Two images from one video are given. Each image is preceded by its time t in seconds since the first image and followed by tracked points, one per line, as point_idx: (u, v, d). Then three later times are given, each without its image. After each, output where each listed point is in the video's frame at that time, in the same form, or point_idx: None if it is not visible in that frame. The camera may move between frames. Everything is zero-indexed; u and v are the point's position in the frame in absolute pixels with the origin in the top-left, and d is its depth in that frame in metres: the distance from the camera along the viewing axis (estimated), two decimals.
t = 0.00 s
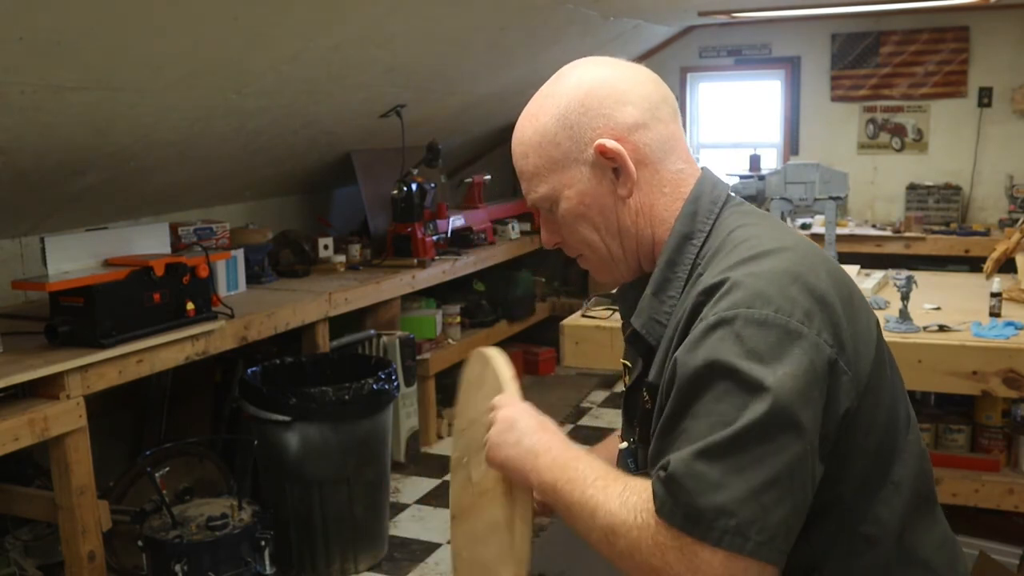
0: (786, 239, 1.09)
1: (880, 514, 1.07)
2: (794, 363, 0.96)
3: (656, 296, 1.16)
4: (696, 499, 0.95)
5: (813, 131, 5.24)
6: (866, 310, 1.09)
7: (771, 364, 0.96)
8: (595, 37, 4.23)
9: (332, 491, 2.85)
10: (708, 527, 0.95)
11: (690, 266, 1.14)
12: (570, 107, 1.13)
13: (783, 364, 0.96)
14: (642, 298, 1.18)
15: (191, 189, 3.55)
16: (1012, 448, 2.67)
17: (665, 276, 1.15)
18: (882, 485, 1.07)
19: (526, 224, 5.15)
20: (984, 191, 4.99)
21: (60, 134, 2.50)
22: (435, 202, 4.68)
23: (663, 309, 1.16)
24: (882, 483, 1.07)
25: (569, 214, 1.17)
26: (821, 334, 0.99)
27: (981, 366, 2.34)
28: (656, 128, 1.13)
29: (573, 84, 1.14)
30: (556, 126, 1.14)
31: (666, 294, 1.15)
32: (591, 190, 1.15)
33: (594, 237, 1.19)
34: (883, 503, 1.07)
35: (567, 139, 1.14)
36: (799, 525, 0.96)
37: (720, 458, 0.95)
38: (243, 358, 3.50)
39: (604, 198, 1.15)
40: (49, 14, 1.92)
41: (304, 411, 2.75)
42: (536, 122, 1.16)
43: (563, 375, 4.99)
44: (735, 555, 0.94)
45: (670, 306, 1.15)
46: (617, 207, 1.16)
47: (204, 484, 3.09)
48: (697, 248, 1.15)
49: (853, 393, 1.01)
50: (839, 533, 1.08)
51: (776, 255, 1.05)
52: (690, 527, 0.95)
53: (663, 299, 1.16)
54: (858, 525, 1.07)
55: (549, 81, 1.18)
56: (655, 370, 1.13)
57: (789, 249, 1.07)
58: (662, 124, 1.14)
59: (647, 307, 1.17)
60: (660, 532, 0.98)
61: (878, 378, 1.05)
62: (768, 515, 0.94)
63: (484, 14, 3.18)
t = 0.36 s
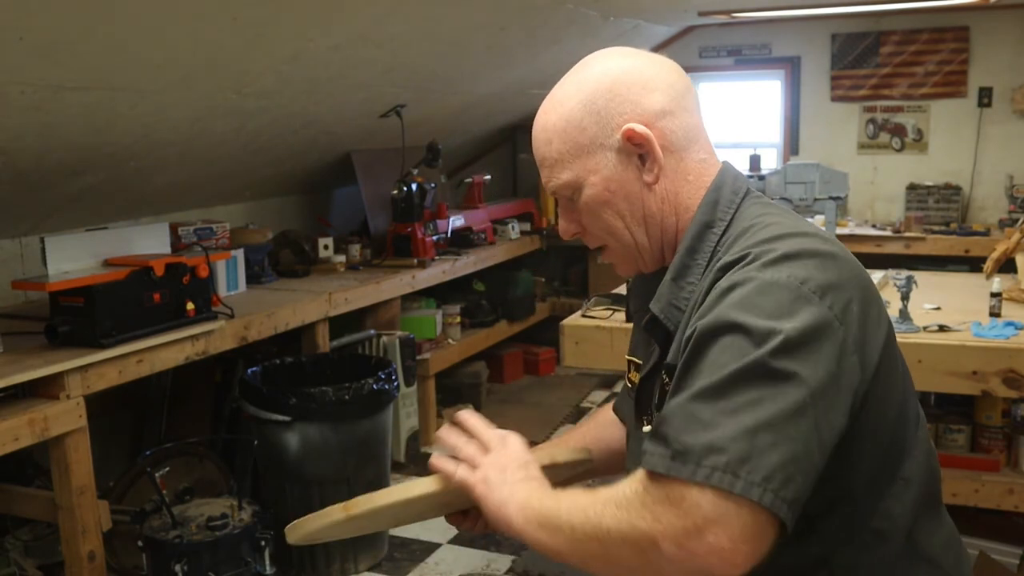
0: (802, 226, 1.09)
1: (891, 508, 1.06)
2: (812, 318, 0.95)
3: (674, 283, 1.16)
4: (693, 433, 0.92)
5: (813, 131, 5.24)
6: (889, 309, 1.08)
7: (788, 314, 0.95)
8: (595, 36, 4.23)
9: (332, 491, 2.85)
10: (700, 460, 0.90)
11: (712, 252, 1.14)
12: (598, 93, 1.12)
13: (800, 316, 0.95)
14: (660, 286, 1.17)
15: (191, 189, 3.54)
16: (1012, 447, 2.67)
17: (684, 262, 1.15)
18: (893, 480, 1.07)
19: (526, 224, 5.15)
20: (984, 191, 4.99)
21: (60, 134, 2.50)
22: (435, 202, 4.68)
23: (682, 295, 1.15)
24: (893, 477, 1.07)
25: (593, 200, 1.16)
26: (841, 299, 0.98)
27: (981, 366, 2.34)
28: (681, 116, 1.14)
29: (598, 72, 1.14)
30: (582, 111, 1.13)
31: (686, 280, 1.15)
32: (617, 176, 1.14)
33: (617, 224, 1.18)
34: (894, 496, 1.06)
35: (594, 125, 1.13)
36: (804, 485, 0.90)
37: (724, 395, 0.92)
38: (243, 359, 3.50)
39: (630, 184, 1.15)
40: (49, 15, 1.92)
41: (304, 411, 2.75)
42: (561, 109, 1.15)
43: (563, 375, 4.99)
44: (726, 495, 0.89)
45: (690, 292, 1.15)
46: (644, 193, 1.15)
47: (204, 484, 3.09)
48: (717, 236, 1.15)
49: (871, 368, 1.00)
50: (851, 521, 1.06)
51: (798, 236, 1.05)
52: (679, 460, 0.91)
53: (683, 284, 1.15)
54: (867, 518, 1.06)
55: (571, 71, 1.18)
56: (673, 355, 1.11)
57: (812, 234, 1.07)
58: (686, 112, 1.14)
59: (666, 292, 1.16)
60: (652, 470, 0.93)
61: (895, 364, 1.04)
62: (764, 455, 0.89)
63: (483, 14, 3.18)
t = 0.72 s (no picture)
0: (786, 249, 1.08)
1: (891, 522, 1.07)
2: (789, 387, 0.97)
3: (660, 304, 1.15)
4: (705, 537, 1.00)
5: (813, 131, 5.24)
6: (872, 316, 1.08)
7: (765, 388, 0.97)
8: (595, 37, 4.23)
9: (332, 491, 2.85)
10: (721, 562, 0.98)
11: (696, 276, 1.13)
12: (596, 100, 1.12)
13: (776, 388, 0.97)
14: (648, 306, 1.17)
15: (191, 189, 3.54)
16: (1012, 448, 2.67)
17: (671, 284, 1.15)
18: (893, 492, 1.08)
19: (526, 224, 5.15)
20: (984, 191, 4.99)
21: (60, 134, 2.50)
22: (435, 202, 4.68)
23: (668, 317, 1.15)
24: (893, 491, 1.08)
25: (586, 209, 1.16)
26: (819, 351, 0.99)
27: (981, 366, 2.34)
28: (678, 129, 1.14)
29: (596, 79, 1.14)
30: (580, 118, 1.12)
31: (672, 302, 1.14)
32: (611, 187, 1.14)
33: (608, 234, 1.18)
34: (894, 509, 1.08)
35: (590, 132, 1.12)
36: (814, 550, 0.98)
37: (724, 493, 0.98)
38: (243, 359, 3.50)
39: (624, 195, 1.15)
40: (49, 15, 1.92)
41: (304, 411, 2.75)
42: (555, 115, 1.14)
43: (563, 375, 4.99)
44: None
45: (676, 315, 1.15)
46: (636, 205, 1.15)
47: (204, 484, 3.09)
48: (704, 256, 1.14)
49: (859, 404, 1.01)
50: (855, 537, 1.08)
51: (775, 271, 1.05)
52: (702, 565, 1.00)
53: (668, 307, 1.15)
54: (868, 533, 1.08)
55: (568, 76, 1.17)
56: (660, 382, 1.13)
57: (789, 262, 1.06)
58: (684, 125, 1.15)
59: (653, 315, 1.16)
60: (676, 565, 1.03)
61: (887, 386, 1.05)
62: (776, 545, 0.96)
63: (483, 15, 3.18)
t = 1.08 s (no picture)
0: (769, 258, 1.09)
1: (886, 525, 1.07)
2: (763, 400, 0.98)
3: (645, 315, 1.16)
4: (681, 546, 1.02)
5: (813, 131, 5.24)
6: (858, 323, 1.07)
7: (739, 402, 0.98)
8: (595, 37, 4.23)
9: (332, 491, 2.85)
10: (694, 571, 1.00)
11: (680, 287, 1.14)
12: (579, 118, 1.12)
13: (750, 402, 0.98)
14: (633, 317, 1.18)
15: (191, 189, 3.54)
16: (1012, 447, 2.68)
17: (656, 294, 1.15)
18: (886, 496, 1.08)
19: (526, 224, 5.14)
20: (984, 191, 4.99)
21: (60, 134, 2.50)
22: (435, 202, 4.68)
23: (652, 327, 1.16)
24: (886, 492, 1.08)
25: (575, 227, 1.16)
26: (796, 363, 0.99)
27: (981, 366, 2.34)
28: (663, 143, 1.14)
29: (579, 96, 1.14)
30: (564, 136, 1.12)
31: (657, 313, 1.15)
32: (598, 204, 1.14)
33: (597, 250, 1.18)
34: (888, 514, 1.07)
35: (575, 150, 1.13)
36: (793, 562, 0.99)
37: (697, 505, 1.00)
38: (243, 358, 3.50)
39: (611, 211, 1.15)
40: (50, 15, 1.92)
41: (304, 411, 2.75)
42: (538, 135, 1.14)
43: (563, 375, 4.99)
44: None
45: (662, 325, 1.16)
46: (623, 222, 1.15)
47: (204, 484, 3.09)
48: (688, 266, 1.14)
49: (839, 413, 1.02)
50: (845, 541, 1.08)
51: (756, 283, 1.05)
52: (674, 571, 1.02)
53: (653, 318, 1.16)
54: (862, 537, 1.08)
55: (551, 94, 1.18)
56: (643, 393, 1.14)
57: (771, 272, 1.07)
58: (669, 138, 1.15)
59: (638, 327, 1.17)
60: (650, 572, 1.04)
61: (873, 394, 1.05)
62: (749, 555, 0.98)
63: (483, 15, 3.18)
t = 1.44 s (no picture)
0: (793, 241, 1.09)
1: (899, 512, 1.07)
2: (802, 373, 0.97)
3: (666, 300, 1.16)
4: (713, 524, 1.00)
5: (813, 131, 5.24)
6: (877, 310, 1.08)
7: (780, 375, 0.97)
8: (595, 36, 4.22)
9: (333, 491, 2.85)
10: (726, 547, 0.97)
11: (701, 269, 1.15)
12: (639, 75, 1.14)
13: (790, 376, 0.97)
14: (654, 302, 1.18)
15: (191, 189, 3.54)
16: (1012, 447, 2.67)
17: (676, 279, 1.16)
18: (899, 483, 1.07)
19: (526, 224, 5.14)
20: (984, 190, 4.99)
21: (60, 134, 2.50)
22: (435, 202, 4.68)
23: (673, 312, 1.16)
24: (900, 479, 1.07)
25: (636, 172, 1.11)
26: (832, 339, 0.98)
27: (980, 367, 2.34)
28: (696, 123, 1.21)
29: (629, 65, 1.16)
30: (631, 83, 1.12)
31: (678, 297, 1.16)
32: (658, 155, 1.13)
33: (648, 203, 1.13)
34: (901, 501, 1.07)
35: (641, 98, 1.12)
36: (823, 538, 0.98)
37: (734, 482, 0.98)
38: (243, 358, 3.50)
39: (667, 165, 1.14)
40: (50, 16, 1.92)
41: (305, 411, 2.75)
42: (600, 84, 1.12)
43: (563, 375, 4.99)
44: None
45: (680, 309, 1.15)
46: (675, 179, 1.15)
47: (204, 484, 3.09)
48: (709, 250, 1.15)
49: (869, 392, 1.01)
50: (859, 525, 1.08)
51: (786, 262, 1.05)
52: (706, 553, 0.99)
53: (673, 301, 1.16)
54: (877, 521, 1.08)
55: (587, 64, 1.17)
56: (664, 375, 1.12)
57: (797, 255, 1.07)
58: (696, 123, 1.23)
59: (659, 310, 1.17)
60: (678, 553, 1.01)
61: (895, 376, 1.05)
62: (786, 531, 0.96)
63: (483, 15, 3.18)
